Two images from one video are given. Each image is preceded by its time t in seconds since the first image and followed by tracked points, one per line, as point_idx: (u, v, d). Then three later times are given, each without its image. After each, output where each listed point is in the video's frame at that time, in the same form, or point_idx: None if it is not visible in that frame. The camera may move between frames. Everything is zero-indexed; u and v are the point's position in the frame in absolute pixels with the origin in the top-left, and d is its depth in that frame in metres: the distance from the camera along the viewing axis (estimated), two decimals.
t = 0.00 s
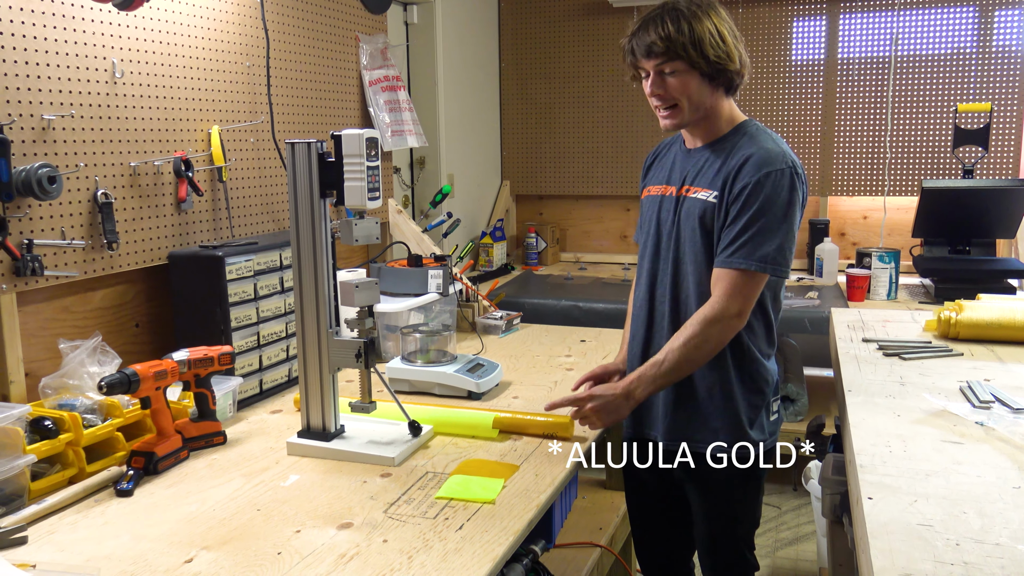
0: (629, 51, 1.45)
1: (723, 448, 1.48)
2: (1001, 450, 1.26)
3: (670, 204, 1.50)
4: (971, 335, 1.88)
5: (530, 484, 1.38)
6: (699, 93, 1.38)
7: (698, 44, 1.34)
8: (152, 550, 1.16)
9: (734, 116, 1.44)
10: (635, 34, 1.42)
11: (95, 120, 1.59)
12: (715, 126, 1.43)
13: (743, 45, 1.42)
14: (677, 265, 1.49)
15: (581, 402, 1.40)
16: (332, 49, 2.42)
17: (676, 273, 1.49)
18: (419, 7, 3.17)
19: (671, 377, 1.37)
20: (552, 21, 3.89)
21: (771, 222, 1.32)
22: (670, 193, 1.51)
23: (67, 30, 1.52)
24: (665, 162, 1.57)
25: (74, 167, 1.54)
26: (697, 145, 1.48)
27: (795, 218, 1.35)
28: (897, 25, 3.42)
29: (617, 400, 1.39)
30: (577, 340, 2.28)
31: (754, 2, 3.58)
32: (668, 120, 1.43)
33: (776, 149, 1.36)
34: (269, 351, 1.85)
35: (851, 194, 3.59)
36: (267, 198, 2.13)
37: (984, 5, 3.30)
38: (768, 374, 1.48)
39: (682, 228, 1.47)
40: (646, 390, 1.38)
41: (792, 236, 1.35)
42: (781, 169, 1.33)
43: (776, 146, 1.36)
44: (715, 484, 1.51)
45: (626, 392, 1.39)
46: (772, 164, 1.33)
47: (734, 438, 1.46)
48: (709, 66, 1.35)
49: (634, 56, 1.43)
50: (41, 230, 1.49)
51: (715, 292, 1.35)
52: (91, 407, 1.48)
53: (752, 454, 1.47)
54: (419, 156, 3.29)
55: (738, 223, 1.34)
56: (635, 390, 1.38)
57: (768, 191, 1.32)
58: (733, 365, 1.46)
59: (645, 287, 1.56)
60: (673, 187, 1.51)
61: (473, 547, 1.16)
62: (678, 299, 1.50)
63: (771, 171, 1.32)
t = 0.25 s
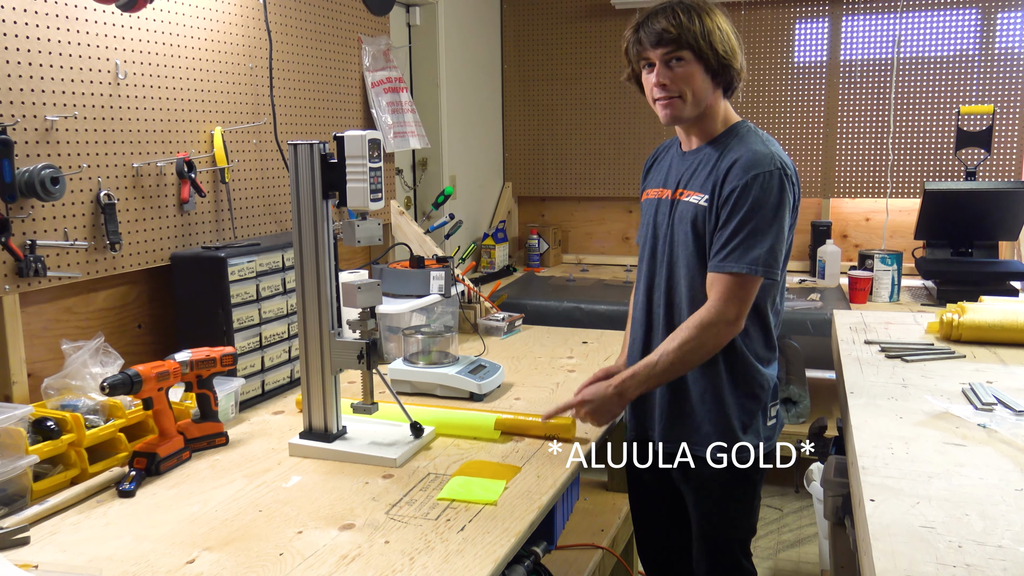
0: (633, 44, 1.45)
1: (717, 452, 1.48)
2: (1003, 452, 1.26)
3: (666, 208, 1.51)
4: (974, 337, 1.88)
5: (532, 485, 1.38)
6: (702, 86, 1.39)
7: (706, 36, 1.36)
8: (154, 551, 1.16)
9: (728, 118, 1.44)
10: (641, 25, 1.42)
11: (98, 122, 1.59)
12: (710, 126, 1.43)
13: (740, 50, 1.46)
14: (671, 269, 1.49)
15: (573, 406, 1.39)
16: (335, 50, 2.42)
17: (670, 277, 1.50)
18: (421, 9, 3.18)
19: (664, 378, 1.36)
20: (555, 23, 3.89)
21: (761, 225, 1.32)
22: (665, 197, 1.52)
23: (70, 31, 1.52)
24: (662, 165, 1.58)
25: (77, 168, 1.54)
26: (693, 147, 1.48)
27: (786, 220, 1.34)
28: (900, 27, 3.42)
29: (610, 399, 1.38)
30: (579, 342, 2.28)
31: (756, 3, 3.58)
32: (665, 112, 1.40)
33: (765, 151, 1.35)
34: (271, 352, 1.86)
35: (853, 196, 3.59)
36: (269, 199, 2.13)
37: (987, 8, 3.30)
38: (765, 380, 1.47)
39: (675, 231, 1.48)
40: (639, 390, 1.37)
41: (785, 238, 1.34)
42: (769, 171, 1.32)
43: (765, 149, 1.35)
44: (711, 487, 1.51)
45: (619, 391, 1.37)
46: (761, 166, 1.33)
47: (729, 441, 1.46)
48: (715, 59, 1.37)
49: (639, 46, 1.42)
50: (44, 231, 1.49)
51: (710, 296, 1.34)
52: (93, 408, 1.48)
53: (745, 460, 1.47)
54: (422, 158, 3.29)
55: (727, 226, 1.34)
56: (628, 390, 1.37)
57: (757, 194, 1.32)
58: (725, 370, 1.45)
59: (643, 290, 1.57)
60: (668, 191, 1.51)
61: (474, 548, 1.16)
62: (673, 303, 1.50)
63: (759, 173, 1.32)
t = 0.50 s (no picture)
0: (631, 47, 1.46)
1: (715, 455, 1.48)
2: (1005, 455, 1.26)
3: (665, 211, 1.51)
4: (975, 339, 1.88)
5: (533, 487, 1.38)
6: (701, 87, 1.39)
7: (706, 37, 1.37)
8: (156, 552, 1.16)
9: (726, 120, 1.44)
10: (639, 28, 1.43)
11: (101, 124, 1.59)
12: (708, 128, 1.43)
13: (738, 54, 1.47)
14: (671, 271, 1.49)
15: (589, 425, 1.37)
16: (337, 52, 2.42)
17: (670, 279, 1.50)
18: (423, 11, 3.18)
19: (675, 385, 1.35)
20: (556, 25, 3.89)
21: (763, 226, 1.31)
22: (664, 199, 1.52)
23: (73, 33, 1.52)
24: (661, 168, 1.58)
25: (79, 170, 1.54)
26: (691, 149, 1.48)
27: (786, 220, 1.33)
28: (901, 29, 3.42)
29: (622, 410, 1.37)
30: (581, 344, 2.28)
31: (758, 6, 3.58)
32: (665, 113, 1.40)
33: (763, 151, 1.35)
34: (273, 353, 1.86)
35: (855, 198, 3.59)
36: (271, 200, 2.14)
37: (989, 10, 3.30)
38: (765, 385, 1.47)
39: (675, 233, 1.48)
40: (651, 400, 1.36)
41: (785, 239, 1.33)
42: (768, 172, 1.32)
43: (763, 149, 1.35)
44: (711, 490, 1.51)
45: (631, 402, 1.36)
46: (759, 166, 1.33)
47: (729, 441, 1.46)
48: (714, 60, 1.38)
49: (637, 49, 1.43)
50: (47, 233, 1.49)
51: (716, 300, 1.34)
52: (96, 408, 1.48)
53: (744, 463, 1.47)
54: (423, 159, 3.29)
55: (728, 228, 1.34)
56: (640, 399, 1.36)
57: (756, 195, 1.32)
58: (724, 373, 1.45)
59: (642, 293, 1.57)
60: (666, 194, 1.51)
61: (476, 550, 1.16)
62: (672, 305, 1.51)
63: (757, 175, 1.32)
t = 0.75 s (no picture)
0: (628, 53, 1.45)
1: (714, 456, 1.48)
2: (1006, 456, 1.26)
3: (668, 212, 1.51)
4: (976, 341, 1.87)
5: (534, 489, 1.38)
6: (699, 92, 1.39)
7: (702, 41, 1.36)
8: (157, 552, 1.16)
9: (728, 121, 1.45)
10: (635, 34, 1.42)
11: (103, 125, 1.59)
12: (709, 130, 1.43)
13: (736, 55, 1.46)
14: (673, 272, 1.49)
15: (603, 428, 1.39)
16: (339, 53, 2.42)
17: (672, 280, 1.49)
18: (425, 12, 3.18)
19: (690, 387, 1.35)
20: (558, 27, 3.90)
21: (772, 225, 1.30)
22: (666, 200, 1.52)
23: (75, 34, 1.52)
24: (662, 170, 1.58)
25: (81, 171, 1.54)
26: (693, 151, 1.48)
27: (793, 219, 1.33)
28: (903, 30, 3.42)
29: (638, 413, 1.38)
30: (582, 345, 2.28)
31: (759, 7, 3.58)
32: (665, 119, 1.41)
33: (769, 152, 1.35)
34: (274, 354, 1.86)
35: (856, 199, 3.59)
36: (273, 201, 2.14)
37: (991, 12, 3.30)
38: (767, 387, 1.47)
39: (677, 235, 1.47)
40: (667, 402, 1.37)
41: (792, 238, 1.33)
42: (775, 172, 1.32)
43: (769, 149, 1.35)
44: (711, 491, 1.51)
45: (647, 405, 1.38)
46: (765, 167, 1.32)
47: (729, 441, 1.46)
48: (711, 64, 1.37)
49: (635, 55, 1.43)
50: (49, 234, 1.49)
51: (728, 301, 1.34)
52: (97, 409, 1.48)
53: (744, 463, 1.47)
54: (425, 161, 3.29)
55: (735, 228, 1.33)
56: (656, 402, 1.37)
57: (764, 194, 1.31)
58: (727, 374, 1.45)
59: (644, 294, 1.57)
60: (669, 195, 1.51)
61: (477, 551, 1.16)
62: (674, 306, 1.50)
63: (765, 175, 1.31)
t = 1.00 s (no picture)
0: (620, 65, 1.45)
1: (714, 456, 1.49)
2: (1010, 458, 1.26)
3: (669, 212, 1.51)
4: (979, 342, 1.87)
5: (537, 490, 1.38)
6: (686, 107, 1.38)
7: (682, 57, 1.33)
8: (160, 554, 1.16)
9: (728, 123, 1.43)
10: (623, 47, 1.42)
11: (105, 126, 1.60)
12: (706, 136, 1.42)
13: (734, 55, 1.40)
14: (673, 273, 1.49)
15: (616, 426, 1.40)
16: (341, 55, 2.42)
17: (672, 281, 1.50)
18: (427, 14, 3.18)
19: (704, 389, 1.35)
20: (559, 28, 3.90)
21: (777, 226, 1.30)
22: (668, 201, 1.52)
23: (79, 36, 1.53)
24: (665, 170, 1.58)
25: (84, 172, 1.54)
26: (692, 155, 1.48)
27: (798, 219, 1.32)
28: (906, 32, 3.42)
29: (652, 413, 1.38)
30: (584, 346, 2.28)
31: (762, 9, 3.58)
32: (658, 132, 1.44)
33: (772, 152, 1.34)
34: (276, 356, 1.86)
35: (859, 201, 3.59)
36: (275, 202, 2.14)
37: (993, 13, 3.30)
38: (770, 388, 1.47)
39: (678, 236, 1.47)
40: (680, 402, 1.37)
41: (796, 238, 1.32)
42: (777, 171, 1.31)
43: (772, 150, 1.34)
44: (713, 493, 1.51)
45: (661, 405, 1.37)
46: (766, 167, 1.32)
47: (729, 441, 1.47)
48: (694, 78, 1.34)
49: (624, 72, 1.43)
50: (52, 235, 1.50)
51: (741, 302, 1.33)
52: (100, 411, 1.48)
53: (744, 463, 1.47)
54: (427, 163, 3.30)
55: (740, 228, 1.33)
56: (669, 402, 1.37)
57: (768, 194, 1.30)
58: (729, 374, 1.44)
59: (646, 294, 1.57)
60: (670, 196, 1.51)
61: (479, 553, 1.16)
62: (674, 306, 1.50)
63: (769, 175, 1.31)
